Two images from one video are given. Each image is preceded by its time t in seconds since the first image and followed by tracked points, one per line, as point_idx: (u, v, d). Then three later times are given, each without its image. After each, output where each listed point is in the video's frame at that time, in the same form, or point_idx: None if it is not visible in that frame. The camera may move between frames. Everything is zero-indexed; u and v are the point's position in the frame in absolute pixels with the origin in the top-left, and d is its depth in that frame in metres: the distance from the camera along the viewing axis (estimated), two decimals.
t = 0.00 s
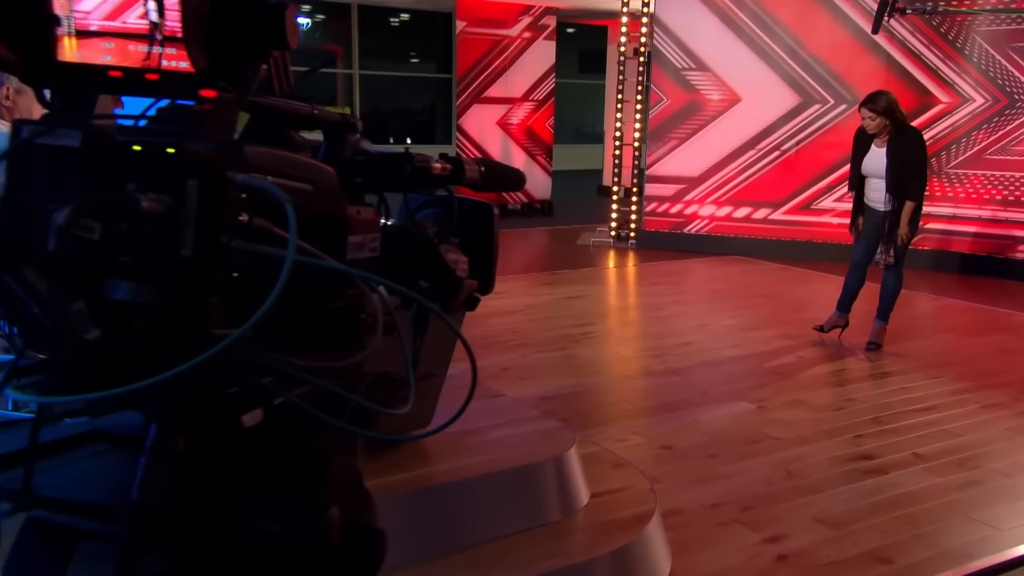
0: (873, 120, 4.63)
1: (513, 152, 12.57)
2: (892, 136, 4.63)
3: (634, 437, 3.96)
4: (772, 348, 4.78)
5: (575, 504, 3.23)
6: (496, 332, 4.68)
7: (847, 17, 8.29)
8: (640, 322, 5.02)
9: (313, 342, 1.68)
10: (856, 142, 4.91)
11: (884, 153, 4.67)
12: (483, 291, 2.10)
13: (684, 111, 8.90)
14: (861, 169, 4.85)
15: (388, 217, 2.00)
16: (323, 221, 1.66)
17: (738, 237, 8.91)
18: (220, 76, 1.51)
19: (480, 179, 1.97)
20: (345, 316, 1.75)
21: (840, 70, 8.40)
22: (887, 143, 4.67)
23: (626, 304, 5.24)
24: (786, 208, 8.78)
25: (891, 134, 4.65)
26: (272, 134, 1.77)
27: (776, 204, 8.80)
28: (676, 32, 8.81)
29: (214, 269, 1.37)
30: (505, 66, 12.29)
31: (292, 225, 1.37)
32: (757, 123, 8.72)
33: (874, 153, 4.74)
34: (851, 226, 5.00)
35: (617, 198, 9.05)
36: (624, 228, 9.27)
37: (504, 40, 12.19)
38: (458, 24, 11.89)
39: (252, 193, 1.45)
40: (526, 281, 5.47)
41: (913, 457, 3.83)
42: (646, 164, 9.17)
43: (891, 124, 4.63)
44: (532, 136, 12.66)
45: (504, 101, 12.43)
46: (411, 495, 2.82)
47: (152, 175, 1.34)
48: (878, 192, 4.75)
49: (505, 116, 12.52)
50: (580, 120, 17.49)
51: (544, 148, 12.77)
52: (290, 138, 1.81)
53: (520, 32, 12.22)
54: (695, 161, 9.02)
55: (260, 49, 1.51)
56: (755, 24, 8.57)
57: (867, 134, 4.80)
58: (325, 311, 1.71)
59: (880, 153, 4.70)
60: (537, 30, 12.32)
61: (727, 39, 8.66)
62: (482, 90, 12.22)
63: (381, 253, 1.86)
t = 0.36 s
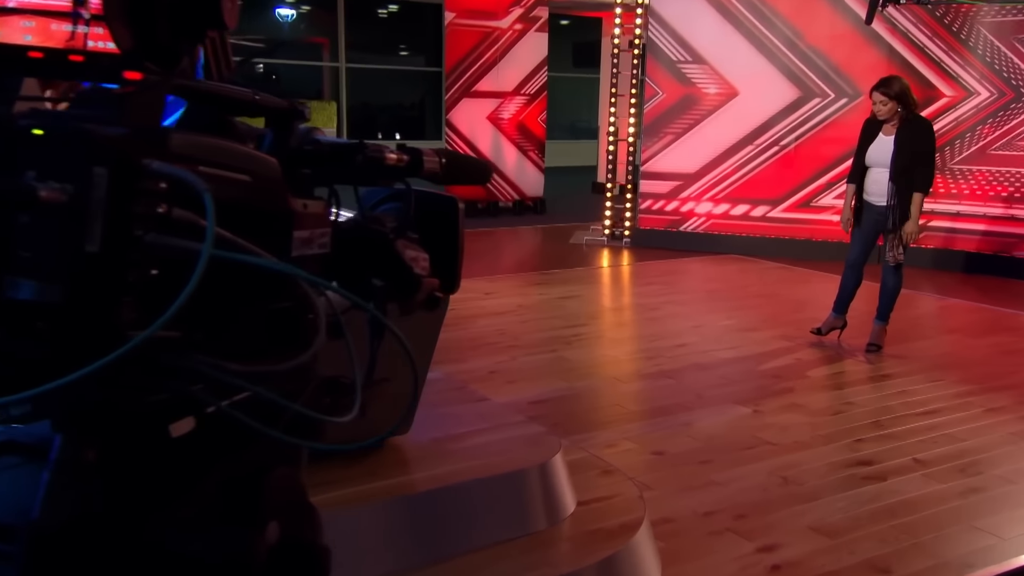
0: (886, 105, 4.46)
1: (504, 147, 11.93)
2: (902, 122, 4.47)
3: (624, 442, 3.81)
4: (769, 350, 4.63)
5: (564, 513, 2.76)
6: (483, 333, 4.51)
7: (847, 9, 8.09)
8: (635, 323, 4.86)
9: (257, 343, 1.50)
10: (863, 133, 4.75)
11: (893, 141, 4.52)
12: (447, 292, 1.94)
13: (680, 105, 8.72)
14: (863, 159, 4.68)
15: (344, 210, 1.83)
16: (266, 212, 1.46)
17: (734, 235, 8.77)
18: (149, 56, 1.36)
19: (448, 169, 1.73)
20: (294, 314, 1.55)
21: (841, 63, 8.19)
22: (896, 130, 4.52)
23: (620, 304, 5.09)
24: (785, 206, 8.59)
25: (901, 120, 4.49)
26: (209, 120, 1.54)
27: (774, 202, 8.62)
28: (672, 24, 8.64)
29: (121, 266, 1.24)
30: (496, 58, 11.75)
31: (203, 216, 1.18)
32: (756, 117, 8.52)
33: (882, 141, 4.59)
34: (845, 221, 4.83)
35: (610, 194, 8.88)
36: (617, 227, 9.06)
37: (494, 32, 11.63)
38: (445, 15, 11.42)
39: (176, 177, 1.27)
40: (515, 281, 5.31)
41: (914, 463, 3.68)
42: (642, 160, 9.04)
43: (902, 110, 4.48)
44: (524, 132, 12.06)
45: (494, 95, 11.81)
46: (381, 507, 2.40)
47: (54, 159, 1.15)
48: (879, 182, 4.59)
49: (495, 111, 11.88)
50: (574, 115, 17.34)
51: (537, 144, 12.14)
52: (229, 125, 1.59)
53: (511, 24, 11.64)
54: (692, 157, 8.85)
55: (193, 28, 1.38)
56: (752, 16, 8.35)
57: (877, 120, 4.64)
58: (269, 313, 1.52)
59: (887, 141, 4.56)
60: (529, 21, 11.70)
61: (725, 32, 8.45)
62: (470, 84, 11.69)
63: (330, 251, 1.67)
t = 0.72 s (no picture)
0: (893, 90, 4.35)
1: (493, 143, 11.44)
2: (907, 113, 4.32)
3: (612, 448, 3.67)
4: (764, 352, 4.49)
5: (544, 519, 2.65)
6: (468, 335, 4.35)
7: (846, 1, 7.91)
8: (628, 325, 4.71)
9: (191, 348, 1.24)
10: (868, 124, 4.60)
11: (895, 133, 4.37)
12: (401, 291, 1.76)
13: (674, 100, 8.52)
14: (863, 152, 4.54)
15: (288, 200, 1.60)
16: (189, 205, 1.18)
17: (729, 233, 8.57)
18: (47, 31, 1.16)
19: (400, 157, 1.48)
20: (236, 317, 1.27)
21: (839, 57, 8.01)
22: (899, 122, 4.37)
23: (611, 304, 4.94)
24: (781, 203, 8.42)
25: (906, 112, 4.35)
26: (138, 105, 1.33)
27: (771, 199, 8.44)
28: (666, 17, 8.41)
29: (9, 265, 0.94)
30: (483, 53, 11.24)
31: (109, 213, 0.89)
32: (753, 111, 8.33)
33: (883, 133, 4.44)
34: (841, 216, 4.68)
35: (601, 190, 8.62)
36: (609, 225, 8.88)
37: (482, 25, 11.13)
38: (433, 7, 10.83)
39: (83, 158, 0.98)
40: (503, 280, 5.16)
41: (912, 469, 3.54)
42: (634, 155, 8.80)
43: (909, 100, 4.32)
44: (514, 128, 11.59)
45: (483, 89, 11.29)
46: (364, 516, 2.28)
47: None
48: (879, 176, 4.44)
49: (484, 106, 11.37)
50: (569, 110, 17.18)
51: (528, 140, 11.65)
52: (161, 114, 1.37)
53: (500, 16, 11.16)
54: (686, 153, 8.63)
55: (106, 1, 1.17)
56: (751, 10, 8.15)
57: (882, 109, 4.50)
58: (204, 314, 1.24)
59: (888, 134, 4.41)
60: (518, 14, 11.23)
61: (721, 25, 8.24)
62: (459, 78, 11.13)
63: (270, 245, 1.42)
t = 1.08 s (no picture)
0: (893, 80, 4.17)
1: (479, 142, 10.02)
2: (904, 107, 4.17)
3: (597, 456, 3.55)
4: (754, 356, 4.38)
5: (524, 530, 2.46)
6: (451, 338, 4.23)
7: None
8: (618, 328, 4.59)
9: (91, 356, 1.07)
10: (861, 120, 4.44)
11: (890, 128, 4.21)
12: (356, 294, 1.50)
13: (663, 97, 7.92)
14: (856, 148, 4.37)
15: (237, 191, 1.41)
16: (96, 193, 1.02)
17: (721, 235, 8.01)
18: None
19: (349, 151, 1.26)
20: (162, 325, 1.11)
21: (832, 52, 7.46)
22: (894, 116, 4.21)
23: (600, 307, 4.82)
24: (774, 203, 7.84)
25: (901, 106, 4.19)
26: (49, 87, 1.13)
27: (764, 198, 7.86)
28: (655, 11, 7.83)
29: None
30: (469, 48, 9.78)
31: None
32: (744, 107, 7.76)
33: (878, 128, 4.28)
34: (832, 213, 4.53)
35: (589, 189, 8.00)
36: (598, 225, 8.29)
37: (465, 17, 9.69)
38: None
39: None
40: (488, 282, 5.04)
41: (905, 477, 3.43)
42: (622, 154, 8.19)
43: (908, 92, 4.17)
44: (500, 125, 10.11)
45: (468, 85, 9.85)
46: (334, 530, 2.12)
47: None
48: (870, 173, 4.26)
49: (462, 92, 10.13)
50: (558, 108, 16.99)
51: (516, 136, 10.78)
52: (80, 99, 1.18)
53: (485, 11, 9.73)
54: (676, 151, 8.04)
55: None
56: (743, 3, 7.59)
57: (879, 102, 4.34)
58: (126, 320, 1.09)
59: (883, 130, 4.25)
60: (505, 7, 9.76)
61: (713, 19, 7.67)
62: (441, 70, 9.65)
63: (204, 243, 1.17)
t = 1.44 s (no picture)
0: (880, 79, 4.01)
1: (463, 147, 9.31)
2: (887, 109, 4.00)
3: (580, 471, 3.44)
4: (742, 365, 4.29)
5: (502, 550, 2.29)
6: (431, 349, 4.12)
7: None
8: (604, 338, 4.50)
9: None
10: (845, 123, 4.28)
11: (874, 129, 4.04)
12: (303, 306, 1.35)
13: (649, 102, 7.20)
14: (840, 152, 4.20)
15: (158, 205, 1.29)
16: None
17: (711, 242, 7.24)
18: None
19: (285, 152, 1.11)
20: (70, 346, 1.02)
21: (823, 55, 6.78)
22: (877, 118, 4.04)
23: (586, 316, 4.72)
24: (764, 209, 7.13)
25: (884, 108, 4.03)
26: None
27: (754, 205, 7.15)
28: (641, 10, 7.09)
29: None
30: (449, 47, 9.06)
31: None
32: (734, 111, 7.05)
33: (861, 130, 4.10)
34: (819, 218, 4.37)
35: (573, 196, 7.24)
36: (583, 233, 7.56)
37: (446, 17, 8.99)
38: None
39: None
40: (471, 291, 4.93)
41: (897, 491, 3.33)
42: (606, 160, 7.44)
43: (894, 92, 4.00)
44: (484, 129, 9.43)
45: (452, 89, 9.14)
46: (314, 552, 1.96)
47: None
48: (855, 176, 4.09)
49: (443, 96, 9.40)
50: (546, 112, 16.78)
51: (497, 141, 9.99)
52: None
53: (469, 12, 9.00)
54: (664, 156, 7.28)
55: None
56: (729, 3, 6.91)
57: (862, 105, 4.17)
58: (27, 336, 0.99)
59: (866, 132, 4.07)
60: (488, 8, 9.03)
61: (700, 21, 6.97)
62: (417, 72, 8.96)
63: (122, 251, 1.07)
